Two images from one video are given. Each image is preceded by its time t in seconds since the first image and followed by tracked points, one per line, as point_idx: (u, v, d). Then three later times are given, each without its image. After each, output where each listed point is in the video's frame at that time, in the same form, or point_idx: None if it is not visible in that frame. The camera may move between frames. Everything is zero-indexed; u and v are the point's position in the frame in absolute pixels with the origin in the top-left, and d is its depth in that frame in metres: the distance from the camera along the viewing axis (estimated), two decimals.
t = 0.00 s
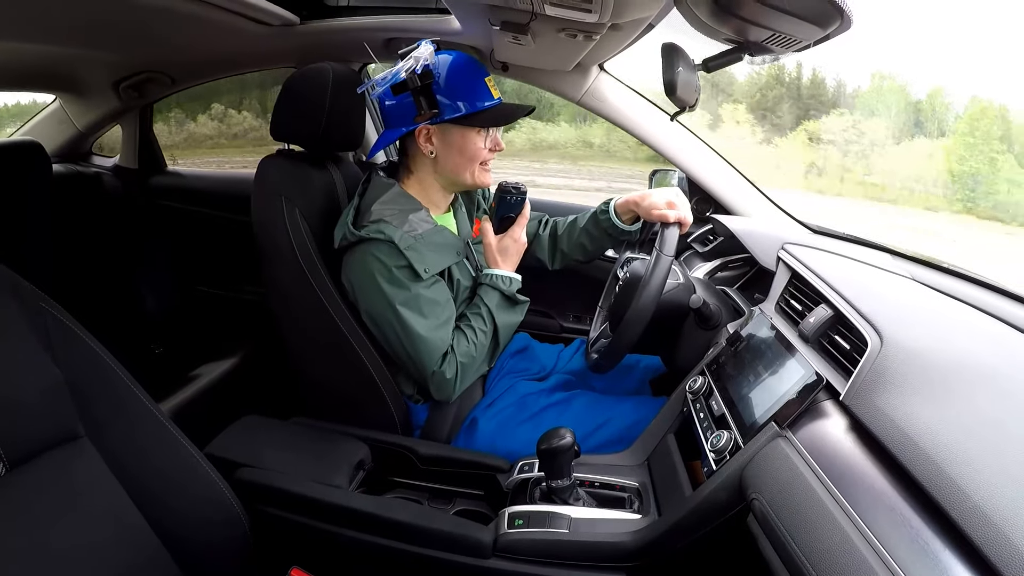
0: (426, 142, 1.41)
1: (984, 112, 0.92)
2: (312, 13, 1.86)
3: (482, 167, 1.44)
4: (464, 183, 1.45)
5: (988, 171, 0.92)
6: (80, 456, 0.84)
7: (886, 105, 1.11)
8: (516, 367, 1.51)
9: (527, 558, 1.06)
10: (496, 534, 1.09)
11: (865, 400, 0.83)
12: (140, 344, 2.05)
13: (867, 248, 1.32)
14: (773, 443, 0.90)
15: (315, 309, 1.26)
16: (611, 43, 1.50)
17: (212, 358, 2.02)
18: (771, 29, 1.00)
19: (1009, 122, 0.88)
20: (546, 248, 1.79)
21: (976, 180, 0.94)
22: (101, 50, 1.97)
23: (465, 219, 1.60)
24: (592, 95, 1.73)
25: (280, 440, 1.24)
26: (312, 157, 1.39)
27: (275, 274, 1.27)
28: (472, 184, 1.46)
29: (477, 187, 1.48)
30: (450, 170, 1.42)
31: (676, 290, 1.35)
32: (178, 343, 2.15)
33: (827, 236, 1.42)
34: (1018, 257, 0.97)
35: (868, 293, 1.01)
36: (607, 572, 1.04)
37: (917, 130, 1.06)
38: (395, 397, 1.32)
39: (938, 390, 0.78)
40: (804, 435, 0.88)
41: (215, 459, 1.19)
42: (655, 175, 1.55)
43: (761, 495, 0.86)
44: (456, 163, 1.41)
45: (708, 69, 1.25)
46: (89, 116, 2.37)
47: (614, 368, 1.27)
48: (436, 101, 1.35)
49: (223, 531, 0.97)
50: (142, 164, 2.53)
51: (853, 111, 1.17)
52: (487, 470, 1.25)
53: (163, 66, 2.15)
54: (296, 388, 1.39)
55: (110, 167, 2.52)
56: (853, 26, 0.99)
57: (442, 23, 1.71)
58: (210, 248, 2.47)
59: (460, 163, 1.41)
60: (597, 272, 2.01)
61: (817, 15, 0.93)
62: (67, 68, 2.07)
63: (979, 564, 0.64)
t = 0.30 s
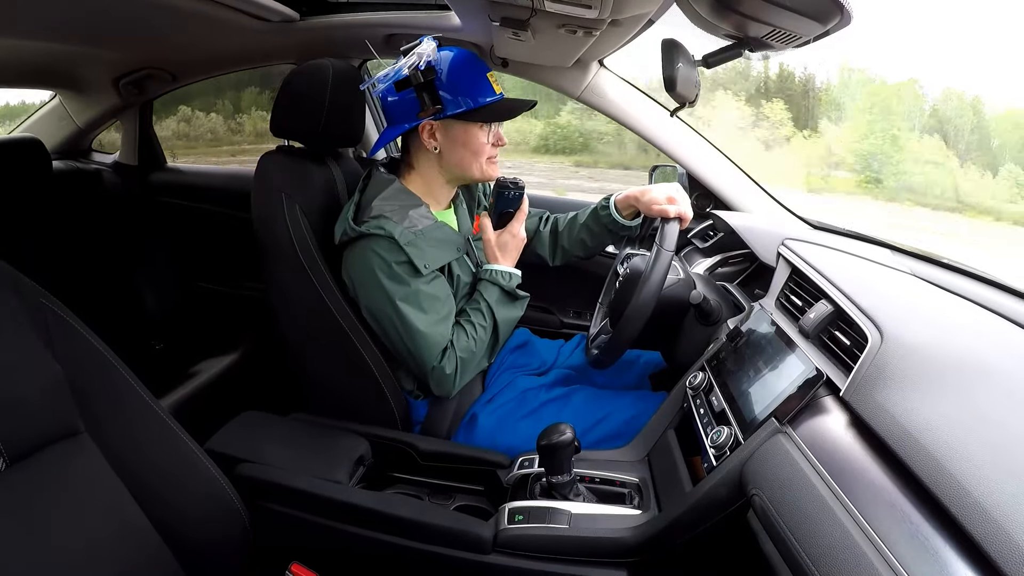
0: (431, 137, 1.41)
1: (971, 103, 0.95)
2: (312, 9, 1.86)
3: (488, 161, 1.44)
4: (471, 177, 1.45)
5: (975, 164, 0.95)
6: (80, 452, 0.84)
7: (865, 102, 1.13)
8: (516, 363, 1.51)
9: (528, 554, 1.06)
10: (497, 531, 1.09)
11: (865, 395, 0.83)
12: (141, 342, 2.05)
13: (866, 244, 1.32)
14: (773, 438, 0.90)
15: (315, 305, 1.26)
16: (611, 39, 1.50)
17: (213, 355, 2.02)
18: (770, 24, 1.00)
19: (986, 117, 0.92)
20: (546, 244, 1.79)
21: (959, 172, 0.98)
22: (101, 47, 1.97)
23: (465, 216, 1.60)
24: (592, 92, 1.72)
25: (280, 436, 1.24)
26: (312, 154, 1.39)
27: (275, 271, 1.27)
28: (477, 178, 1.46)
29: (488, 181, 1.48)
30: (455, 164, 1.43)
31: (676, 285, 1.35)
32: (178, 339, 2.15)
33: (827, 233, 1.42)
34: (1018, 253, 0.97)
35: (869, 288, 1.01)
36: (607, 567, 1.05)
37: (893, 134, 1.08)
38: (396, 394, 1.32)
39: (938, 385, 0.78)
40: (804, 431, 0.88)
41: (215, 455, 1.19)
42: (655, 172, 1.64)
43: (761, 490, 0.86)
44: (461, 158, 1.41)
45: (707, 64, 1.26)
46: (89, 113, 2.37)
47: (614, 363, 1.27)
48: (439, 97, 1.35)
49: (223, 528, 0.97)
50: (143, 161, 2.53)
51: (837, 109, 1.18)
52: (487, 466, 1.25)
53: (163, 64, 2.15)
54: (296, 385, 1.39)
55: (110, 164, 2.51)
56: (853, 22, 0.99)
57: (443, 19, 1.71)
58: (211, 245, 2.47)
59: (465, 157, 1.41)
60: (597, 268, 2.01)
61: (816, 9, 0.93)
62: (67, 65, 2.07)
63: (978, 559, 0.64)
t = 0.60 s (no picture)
0: (425, 136, 1.41)
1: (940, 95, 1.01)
2: (312, 9, 1.86)
3: (483, 161, 1.44)
4: (465, 178, 1.46)
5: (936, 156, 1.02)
6: (80, 451, 0.84)
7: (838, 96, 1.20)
8: (515, 363, 1.51)
9: (527, 554, 1.06)
10: (496, 531, 1.09)
11: (865, 395, 0.83)
12: (140, 342, 2.05)
13: (867, 244, 1.32)
14: (772, 439, 0.90)
15: (315, 305, 1.26)
16: (610, 38, 1.50)
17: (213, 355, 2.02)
18: (769, 23, 1.00)
19: (955, 109, 0.98)
20: (545, 243, 1.79)
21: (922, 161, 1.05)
22: (101, 47, 1.97)
23: (462, 214, 1.61)
24: (592, 91, 1.72)
25: (280, 436, 1.24)
26: (312, 154, 1.39)
27: (275, 271, 1.27)
28: (473, 178, 1.46)
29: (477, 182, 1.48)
30: (450, 165, 1.43)
31: (676, 285, 1.35)
32: (178, 339, 2.15)
33: (827, 233, 1.42)
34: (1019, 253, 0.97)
35: (868, 288, 1.00)
36: (607, 567, 1.04)
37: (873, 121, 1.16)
38: (395, 394, 1.32)
39: (937, 386, 0.78)
40: (804, 431, 0.88)
41: (215, 455, 1.19)
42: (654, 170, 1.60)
43: (760, 491, 0.86)
44: (454, 159, 1.41)
45: (707, 63, 1.26)
46: (90, 113, 2.37)
47: (614, 363, 1.27)
48: (433, 96, 1.35)
49: (223, 527, 0.97)
50: (142, 161, 2.53)
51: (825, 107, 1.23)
52: (487, 466, 1.25)
53: (163, 64, 2.15)
54: (296, 385, 1.39)
55: (110, 164, 2.51)
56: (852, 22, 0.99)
57: (442, 19, 1.72)
58: (211, 245, 2.47)
59: (457, 158, 1.41)
60: (597, 268, 2.01)
61: (815, 8, 0.93)
62: (67, 65, 2.07)
63: (978, 561, 0.63)
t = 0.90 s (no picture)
0: (423, 141, 1.41)
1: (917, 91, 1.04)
2: (311, 12, 1.86)
3: (481, 163, 1.44)
4: (463, 181, 1.46)
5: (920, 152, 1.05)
6: (80, 456, 0.84)
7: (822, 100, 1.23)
8: (514, 366, 1.51)
9: (526, 558, 1.06)
10: (496, 534, 1.09)
11: (864, 399, 0.83)
12: (140, 345, 2.04)
13: (867, 248, 1.32)
14: (772, 442, 0.90)
15: (314, 309, 1.26)
16: (610, 42, 1.50)
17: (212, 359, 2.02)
18: (769, 28, 1.00)
19: (929, 102, 1.01)
20: (544, 247, 1.79)
21: (912, 159, 1.07)
22: (100, 50, 1.97)
23: (462, 218, 1.62)
24: (592, 95, 1.72)
25: (279, 440, 1.24)
26: (312, 157, 1.40)
27: (275, 275, 1.27)
28: (469, 181, 1.46)
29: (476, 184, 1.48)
30: (447, 168, 1.43)
31: (676, 289, 1.35)
32: (177, 343, 2.14)
33: (826, 237, 1.42)
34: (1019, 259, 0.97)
35: (868, 292, 1.01)
36: (607, 571, 1.04)
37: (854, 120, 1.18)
38: (395, 398, 1.32)
39: (936, 389, 0.79)
40: (803, 435, 0.88)
41: (215, 459, 1.19)
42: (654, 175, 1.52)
43: (760, 494, 0.86)
44: (453, 162, 1.41)
45: (708, 68, 1.25)
46: (89, 116, 2.37)
47: (614, 366, 1.27)
48: (428, 101, 1.35)
49: (222, 531, 0.97)
50: (142, 164, 2.53)
51: (829, 113, 1.23)
52: (487, 469, 1.25)
53: (163, 66, 2.15)
54: (296, 389, 1.39)
55: (110, 167, 2.51)
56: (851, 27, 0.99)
57: (442, 22, 1.72)
58: (210, 248, 2.47)
59: (456, 161, 1.41)
60: (596, 271, 2.01)
61: (815, 14, 0.93)
62: (66, 68, 2.07)
63: (978, 564, 0.64)
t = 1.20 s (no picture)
0: (424, 137, 1.41)
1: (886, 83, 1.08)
2: (311, 10, 1.86)
3: (481, 160, 1.44)
4: (462, 178, 1.46)
5: (898, 145, 1.07)
6: (80, 453, 0.84)
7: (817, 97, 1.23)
8: (514, 364, 1.51)
9: (526, 556, 1.06)
10: (496, 532, 1.09)
11: (864, 397, 0.83)
12: (139, 343, 2.10)
13: (867, 246, 1.32)
14: (771, 440, 0.90)
15: (314, 307, 1.26)
16: (609, 40, 1.50)
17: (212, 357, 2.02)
18: (768, 25, 1.00)
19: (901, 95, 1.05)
20: (544, 245, 1.79)
21: (907, 156, 1.06)
22: (98, 48, 1.97)
23: (461, 216, 1.61)
24: (592, 93, 1.72)
25: (279, 438, 1.24)
26: (312, 155, 1.39)
27: (274, 273, 1.27)
28: (469, 179, 1.46)
29: (475, 181, 1.48)
30: (448, 165, 1.43)
31: (676, 286, 1.35)
32: (177, 341, 2.19)
33: (826, 235, 1.42)
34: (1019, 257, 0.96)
35: (867, 290, 1.01)
36: (606, 568, 1.05)
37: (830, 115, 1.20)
38: (394, 395, 1.32)
39: (935, 387, 0.79)
40: (803, 432, 0.88)
41: (214, 457, 1.19)
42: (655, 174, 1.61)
43: (760, 492, 0.86)
44: (452, 159, 1.41)
45: (707, 65, 1.24)
46: (88, 114, 2.37)
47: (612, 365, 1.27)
48: (432, 98, 1.34)
49: (223, 529, 0.97)
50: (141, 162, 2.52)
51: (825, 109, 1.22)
52: (486, 467, 1.25)
53: (162, 65, 2.15)
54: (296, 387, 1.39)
55: (109, 165, 2.51)
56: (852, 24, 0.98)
57: (441, 21, 1.72)
58: (209, 246, 2.47)
59: (456, 158, 1.41)
60: (596, 269, 2.01)
61: (814, 10, 0.93)
62: (65, 66, 2.07)
63: (978, 561, 0.64)
